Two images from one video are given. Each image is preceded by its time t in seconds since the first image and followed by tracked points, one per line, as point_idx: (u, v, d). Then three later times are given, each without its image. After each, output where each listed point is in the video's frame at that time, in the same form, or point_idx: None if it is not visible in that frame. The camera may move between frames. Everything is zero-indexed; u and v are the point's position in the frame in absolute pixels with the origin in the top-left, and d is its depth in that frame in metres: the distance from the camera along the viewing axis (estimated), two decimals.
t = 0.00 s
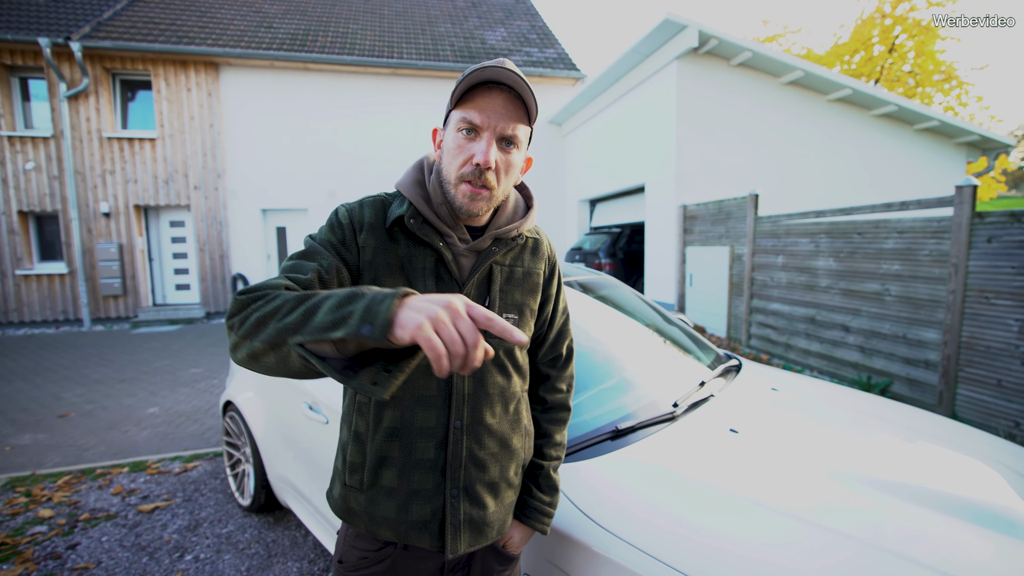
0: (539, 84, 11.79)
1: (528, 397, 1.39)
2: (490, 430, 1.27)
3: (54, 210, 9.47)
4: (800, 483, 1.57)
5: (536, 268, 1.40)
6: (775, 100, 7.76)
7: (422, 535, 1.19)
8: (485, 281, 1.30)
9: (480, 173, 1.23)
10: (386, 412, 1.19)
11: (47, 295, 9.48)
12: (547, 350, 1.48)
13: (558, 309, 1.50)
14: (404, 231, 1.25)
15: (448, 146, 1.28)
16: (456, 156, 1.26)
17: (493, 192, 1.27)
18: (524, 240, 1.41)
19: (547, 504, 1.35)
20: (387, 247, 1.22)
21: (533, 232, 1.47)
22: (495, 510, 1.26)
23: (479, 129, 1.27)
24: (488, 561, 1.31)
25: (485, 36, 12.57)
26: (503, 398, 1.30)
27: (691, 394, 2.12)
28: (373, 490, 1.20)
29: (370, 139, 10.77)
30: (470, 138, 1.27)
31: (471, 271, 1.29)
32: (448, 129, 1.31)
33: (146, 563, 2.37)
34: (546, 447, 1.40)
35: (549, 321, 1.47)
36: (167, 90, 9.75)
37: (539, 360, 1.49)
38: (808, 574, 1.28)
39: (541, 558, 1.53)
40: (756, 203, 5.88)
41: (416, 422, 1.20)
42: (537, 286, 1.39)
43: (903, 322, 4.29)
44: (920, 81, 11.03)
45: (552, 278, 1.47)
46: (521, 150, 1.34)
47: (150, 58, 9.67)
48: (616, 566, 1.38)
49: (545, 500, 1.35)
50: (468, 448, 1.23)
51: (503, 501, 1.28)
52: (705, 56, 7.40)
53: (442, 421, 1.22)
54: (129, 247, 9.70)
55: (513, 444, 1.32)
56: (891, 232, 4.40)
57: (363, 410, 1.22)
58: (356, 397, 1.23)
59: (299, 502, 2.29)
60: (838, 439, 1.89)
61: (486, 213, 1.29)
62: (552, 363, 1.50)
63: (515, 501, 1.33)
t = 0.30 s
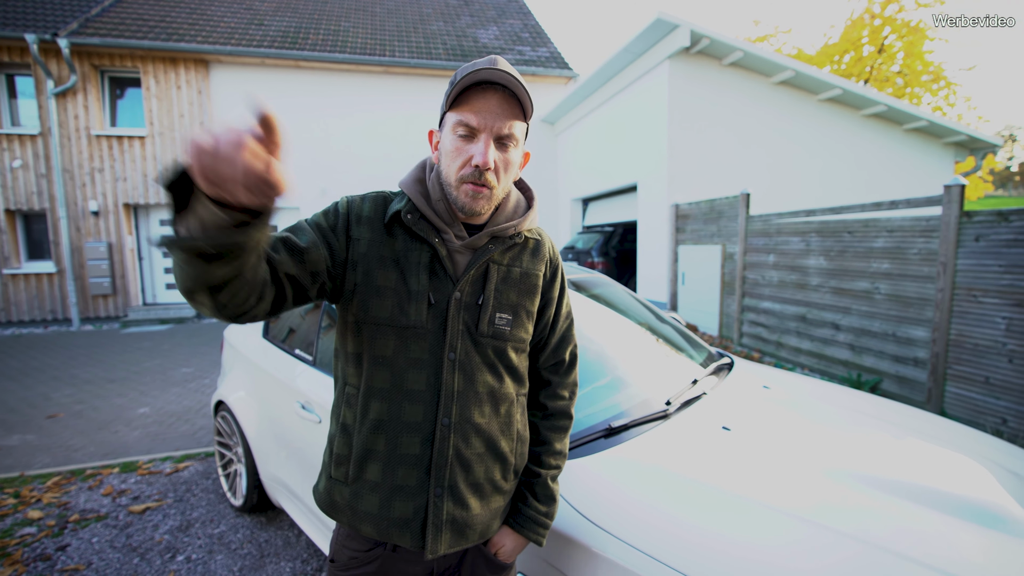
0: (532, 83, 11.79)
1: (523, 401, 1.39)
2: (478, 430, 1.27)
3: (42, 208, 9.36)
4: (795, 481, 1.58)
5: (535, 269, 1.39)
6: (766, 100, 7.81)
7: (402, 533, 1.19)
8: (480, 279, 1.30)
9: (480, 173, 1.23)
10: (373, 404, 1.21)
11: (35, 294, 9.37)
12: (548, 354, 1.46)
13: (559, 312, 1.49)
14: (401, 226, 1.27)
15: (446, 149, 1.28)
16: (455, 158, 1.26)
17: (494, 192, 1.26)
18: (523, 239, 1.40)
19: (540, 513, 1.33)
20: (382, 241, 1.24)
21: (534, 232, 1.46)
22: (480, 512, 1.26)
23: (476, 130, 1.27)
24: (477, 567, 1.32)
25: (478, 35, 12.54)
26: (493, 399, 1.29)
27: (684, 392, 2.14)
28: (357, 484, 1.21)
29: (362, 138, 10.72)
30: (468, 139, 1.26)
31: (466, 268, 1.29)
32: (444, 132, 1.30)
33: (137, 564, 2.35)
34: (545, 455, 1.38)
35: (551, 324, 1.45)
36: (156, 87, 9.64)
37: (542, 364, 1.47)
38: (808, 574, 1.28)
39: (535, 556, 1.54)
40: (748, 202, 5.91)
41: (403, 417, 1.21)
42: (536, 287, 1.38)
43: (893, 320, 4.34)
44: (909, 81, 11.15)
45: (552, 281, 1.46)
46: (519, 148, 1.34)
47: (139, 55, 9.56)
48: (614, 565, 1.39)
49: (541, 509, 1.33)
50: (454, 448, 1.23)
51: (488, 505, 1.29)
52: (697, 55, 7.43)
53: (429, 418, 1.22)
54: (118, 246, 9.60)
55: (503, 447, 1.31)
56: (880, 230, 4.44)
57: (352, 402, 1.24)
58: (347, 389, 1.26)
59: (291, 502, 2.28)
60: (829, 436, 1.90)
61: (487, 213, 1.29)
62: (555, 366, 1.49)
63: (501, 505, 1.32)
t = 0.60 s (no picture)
0: (528, 83, 11.80)
1: (518, 410, 1.33)
2: (459, 433, 1.24)
3: (36, 209, 9.31)
4: (792, 480, 1.60)
5: (537, 274, 1.32)
6: (761, 100, 7.85)
7: (373, 528, 1.20)
8: (475, 279, 1.29)
9: (481, 174, 1.23)
10: (358, 396, 1.24)
11: (29, 295, 9.32)
12: (555, 365, 1.36)
13: (568, 321, 1.37)
14: (403, 225, 1.32)
15: (446, 152, 1.29)
16: (455, 160, 1.27)
17: (496, 192, 1.27)
18: (525, 241, 1.35)
19: (527, 533, 1.24)
20: (382, 238, 1.29)
21: (541, 234, 1.41)
22: (455, 518, 1.23)
23: (475, 131, 1.27)
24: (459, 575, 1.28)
25: (473, 35, 12.54)
26: (478, 404, 1.26)
27: (679, 392, 2.15)
28: (340, 472, 1.25)
29: (358, 138, 10.71)
30: (467, 140, 1.27)
31: (460, 267, 1.28)
32: (443, 135, 1.31)
33: (133, 565, 2.35)
34: (542, 470, 1.29)
35: (558, 333, 1.35)
36: (151, 87, 9.61)
37: (551, 376, 1.36)
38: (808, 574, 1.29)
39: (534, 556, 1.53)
40: (743, 202, 5.94)
41: (384, 412, 1.23)
42: (536, 292, 1.31)
43: (886, 319, 4.37)
44: (902, 82, 11.23)
45: (560, 288, 1.36)
46: (520, 145, 1.34)
47: (133, 55, 9.53)
48: (614, 566, 1.39)
49: (530, 528, 1.24)
50: (431, 449, 1.22)
51: (467, 513, 1.25)
52: (692, 56, 7.46)
53: (410, 415, 1.23)
54: (113, 246, 9.56)
55: (486, 455, 1.26)
56: (874, 230, 4.47)
57: (342, 391, 1.29)
58: (340, 378, 1.31)
59: (288, 503, 2.28)
60: (824, 436, 1.91)
61: (492, 213, 1.29)
62: (562, 375, 1.36)
63: (482, 515, 1.27)
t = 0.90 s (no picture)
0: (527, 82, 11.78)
1: (517, 414, 1.30)
2: (451, 434, 1.23)
3: (35, 208, 9.30)
4: (794, 478, 1.60)
5: (538, 275, 1.29)
6: (761, 99, 7.84)
7: (366, 521, 1.23)
8: (472, 278, 1.28)
9: (478, 166, 1.24)
10: (357, 391, 1.28)
11: (29, 294, 9.31)
12: (557, 369, 1.33)
13: (572, 325, 1.33)
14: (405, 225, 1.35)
15: (444, 145, 1.29)
16: (453, 153, 1.27)
17: (494, 184, 1.26)
18: (526, 240, 1.32)
19: (519, 540, 1.22)
20: (383, 237, 1.32)
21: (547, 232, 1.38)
22: (445, 519, 1.23)
23: (472, 122, 1.28)
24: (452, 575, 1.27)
25: (473, 33, 12.51)
26: (472, 406, 1.24)
27: (680, 390, 2.15)
28: (341, 463, 1.30)
29: (357, 137, 10.70)
30: (465, 132, 1.27)
31: (457, 266, 1.28)
32: (441, 129, 1.32)
33: (135, 563, 2.35)
34: (539, 476, 1.27)
35: (562, 336, 1.32)
36: (150, 86, 9.59)
37: (555, 381, 1.34)
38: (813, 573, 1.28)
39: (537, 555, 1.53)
40: (743, 202, 5.94)
41: (378, 409, 1.25)
42: (536, 294, 1.28)
43: (887, 318, 4.38)
44: (903, 81, 11.22)
45: (564, 291, 1.32)
46: (519, 135, 1.33)
47: (132, 53, 9.50)
48: (618, 565, 1.38)
49: (523, 535, 1.22)
50: (422, 448, 1.22)
51: (459, 514, 1.24)
52: (692, 55, 7.46)
53: (402, 413, 1.24)
54: (112, 245, 9.54)
55: (479, 458, 1.25)
56: (874, 229, 4.47)
57: (346, 387, 1.33)
58: (345, 374, 1.36)
59: (290, 502, 2.28)
60: (825, 434, 1.91)
61: (491, 207, 1.29)
62: (566, 378, 1.33)
63: (474, 517, 1.26)
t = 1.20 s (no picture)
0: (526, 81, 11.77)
1: (518, 415, 1.30)
2: (451, 437, 1.23)
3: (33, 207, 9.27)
4: (794, 477, 1.60)
5: (537, 276, 1.29)
6: (759, 99, 7.86)
7: (370, 524, 1.24)
8: (471, 280, 1.28)
9: (481, 161, 1.24)
10: (360, 395, 1.29)
11: (26, 293, 9.28)
12: (558, 369, 1.33)
13: (572, 326, 1.33)
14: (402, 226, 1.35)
15: (448, 137, 1.29)
16: (457, 146, 1.27)
17: (496, 179, 1.26)
18: (525, 240, 1.32)
19: (521, 541, 1.22)
20: (382, 240, 1.32)
21: (547, 231, 1.38)
22: (447, 521, 1.23)
23: (478, 116, 1.28)
24: None
25: (472, 33, 12.49)
26: (472, 408, 1.24)
27: (679, 389, 2.16)
28: (346, 466, 1.32)
29: (356, 136, 10.69)
30: (470, 126, 1.28)
31: (454, 269, 1.28)
32: (446, 121, 1.32)
33: (133, 564, 2.35)
34: (540, 476, 1.27)
35: (563, 336, 1.32)
36: (149, 85, 9.56)
37: (556, 382, 1.34)
38: (814, 573, 1.29)
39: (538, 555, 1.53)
40: (741, 201, 5.95)
41: (379, 412, 1.26)
42: (535, 295, 1.28)
43: (884, 317, 4.39)
44: (900, 81, 11.25)
45: (565, 291, 1.32)
46: (523, 133, 1.34)
47: (131, 52, 9.47)
48: (619, 564, 1.39)
49: (525, 537, 1.22)
50: (422, 451, 1.23)
51: (460, 517, 1.24)
52: (690, 55, 7.47)
53: (402, 416, 1.24)
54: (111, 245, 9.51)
55: (480, 460, 1.25)
56: (872, 229, 4.48)
57: (349, 390, 1.35)
58: (348, 378, 1.38)
59: (289, 501, 2.28)
60: (824, 433, 1.92)
61: (491, 203, 1.29)
62: (567, 379, 1.33)
63: (476, 518, 1.26)
